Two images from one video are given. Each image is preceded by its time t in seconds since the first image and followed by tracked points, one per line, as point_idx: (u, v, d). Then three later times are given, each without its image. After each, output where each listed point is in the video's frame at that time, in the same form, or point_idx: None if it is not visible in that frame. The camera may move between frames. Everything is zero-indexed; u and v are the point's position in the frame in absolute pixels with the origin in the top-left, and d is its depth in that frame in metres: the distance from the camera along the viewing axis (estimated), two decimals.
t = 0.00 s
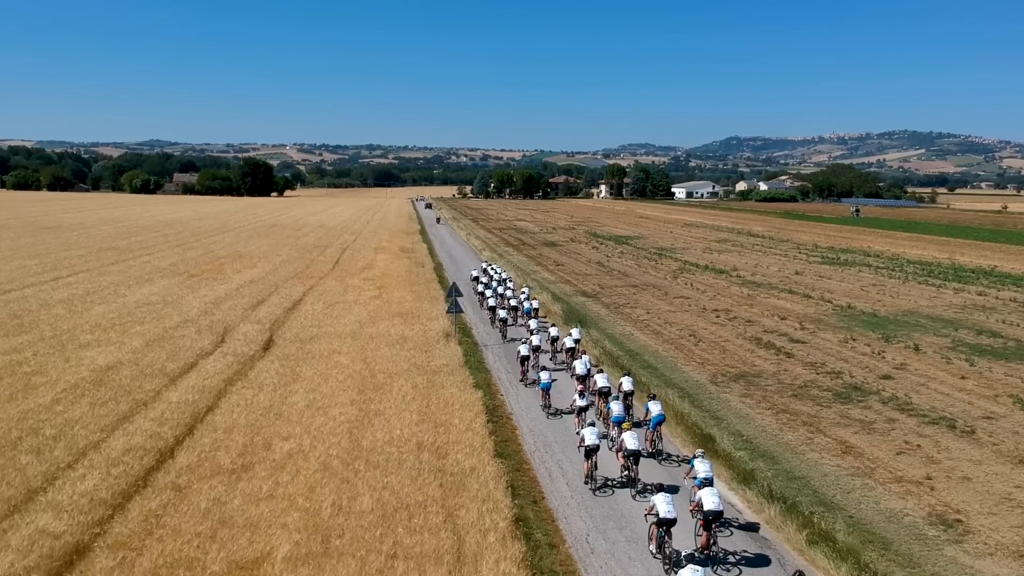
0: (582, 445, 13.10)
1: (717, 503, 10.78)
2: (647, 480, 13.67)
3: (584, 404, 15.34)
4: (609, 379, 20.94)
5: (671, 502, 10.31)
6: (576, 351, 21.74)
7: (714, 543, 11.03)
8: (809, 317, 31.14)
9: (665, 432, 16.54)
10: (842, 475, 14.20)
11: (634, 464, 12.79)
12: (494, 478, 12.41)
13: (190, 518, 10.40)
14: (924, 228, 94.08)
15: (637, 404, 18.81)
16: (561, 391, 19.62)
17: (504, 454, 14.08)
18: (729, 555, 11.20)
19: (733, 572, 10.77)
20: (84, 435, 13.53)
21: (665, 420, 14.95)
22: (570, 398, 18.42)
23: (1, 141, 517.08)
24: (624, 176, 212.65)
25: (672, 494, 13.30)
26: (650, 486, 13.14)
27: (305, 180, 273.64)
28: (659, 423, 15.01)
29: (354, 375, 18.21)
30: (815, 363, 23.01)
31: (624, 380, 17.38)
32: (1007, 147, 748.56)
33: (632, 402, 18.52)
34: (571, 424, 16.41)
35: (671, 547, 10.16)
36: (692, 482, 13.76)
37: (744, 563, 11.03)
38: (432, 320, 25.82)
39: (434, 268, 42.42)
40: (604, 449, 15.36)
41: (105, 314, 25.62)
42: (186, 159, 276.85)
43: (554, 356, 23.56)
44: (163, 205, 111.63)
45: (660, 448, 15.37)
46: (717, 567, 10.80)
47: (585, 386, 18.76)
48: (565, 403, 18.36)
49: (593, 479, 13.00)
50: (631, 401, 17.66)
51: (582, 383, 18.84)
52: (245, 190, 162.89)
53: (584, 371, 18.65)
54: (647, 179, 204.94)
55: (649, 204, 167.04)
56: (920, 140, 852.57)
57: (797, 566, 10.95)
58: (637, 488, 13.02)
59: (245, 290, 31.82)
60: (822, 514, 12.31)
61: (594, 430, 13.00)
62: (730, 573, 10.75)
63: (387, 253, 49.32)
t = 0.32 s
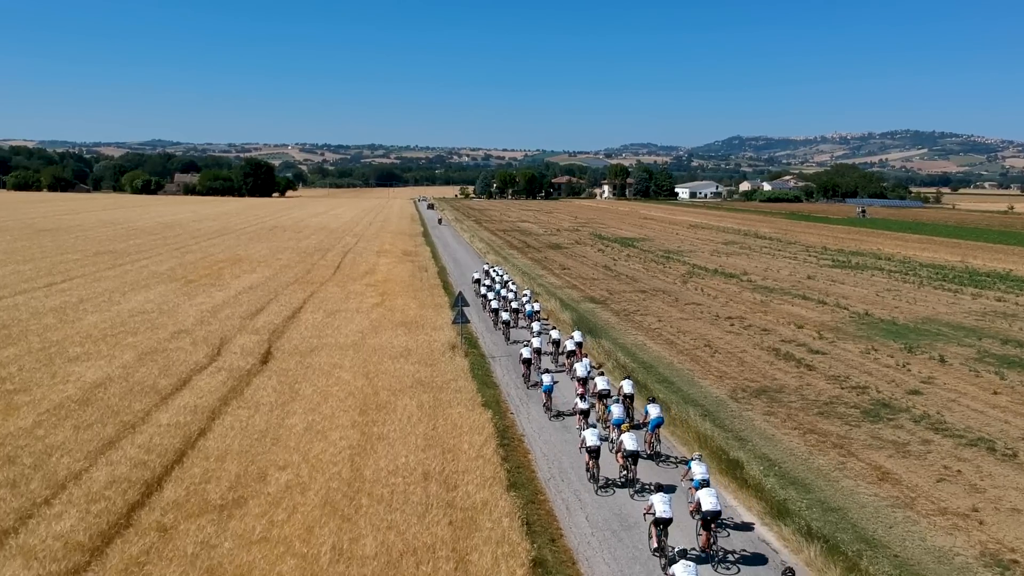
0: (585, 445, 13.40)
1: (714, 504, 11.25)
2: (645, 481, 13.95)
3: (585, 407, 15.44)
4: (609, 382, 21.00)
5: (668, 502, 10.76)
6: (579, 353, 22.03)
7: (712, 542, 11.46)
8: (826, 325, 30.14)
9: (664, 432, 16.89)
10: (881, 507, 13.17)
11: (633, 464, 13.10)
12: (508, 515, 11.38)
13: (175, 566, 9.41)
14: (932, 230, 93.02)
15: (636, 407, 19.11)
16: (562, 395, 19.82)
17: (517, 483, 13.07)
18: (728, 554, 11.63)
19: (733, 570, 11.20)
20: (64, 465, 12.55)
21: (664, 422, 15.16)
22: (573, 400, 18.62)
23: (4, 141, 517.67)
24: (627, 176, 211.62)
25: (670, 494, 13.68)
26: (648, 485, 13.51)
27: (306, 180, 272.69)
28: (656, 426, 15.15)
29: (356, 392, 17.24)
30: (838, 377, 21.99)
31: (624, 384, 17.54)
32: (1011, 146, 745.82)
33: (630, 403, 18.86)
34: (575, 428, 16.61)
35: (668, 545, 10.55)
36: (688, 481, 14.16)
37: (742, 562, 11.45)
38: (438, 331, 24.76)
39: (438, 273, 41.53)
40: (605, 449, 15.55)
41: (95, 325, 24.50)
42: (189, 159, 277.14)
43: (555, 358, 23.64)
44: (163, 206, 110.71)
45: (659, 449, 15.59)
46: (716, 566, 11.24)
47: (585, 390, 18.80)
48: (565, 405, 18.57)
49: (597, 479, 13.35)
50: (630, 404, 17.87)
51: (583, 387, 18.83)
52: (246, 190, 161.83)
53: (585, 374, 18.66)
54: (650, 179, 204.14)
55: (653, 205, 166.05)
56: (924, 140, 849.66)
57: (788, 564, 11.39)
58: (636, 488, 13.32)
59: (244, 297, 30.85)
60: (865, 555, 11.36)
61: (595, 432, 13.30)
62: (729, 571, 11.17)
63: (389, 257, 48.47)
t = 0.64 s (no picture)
0: (586, 446, 13.74)
1: (712, 503, 11.60)
2: (645, 480, 14.32)
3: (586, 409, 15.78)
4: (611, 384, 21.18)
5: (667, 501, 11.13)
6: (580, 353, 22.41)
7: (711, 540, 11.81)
8: (842, 333, 29.26)
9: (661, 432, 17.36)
10: (922, 539, 12.25)
11: (633, 464, 13.46)
12: (524, 553, 10.45)
13: None
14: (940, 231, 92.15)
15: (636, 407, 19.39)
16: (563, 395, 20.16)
17: (531, 514, 12.14)
18: (726, 552, 11.96)
19: (732, 568, 11.53)
20: (43, 495, 11.67)
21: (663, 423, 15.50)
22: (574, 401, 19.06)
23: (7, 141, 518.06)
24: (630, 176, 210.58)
25: (669, 494, 14.02)
26: (648, 484, 13.88)
27: (308, 180, 271.77)
28: (655, 427, 15.52)
29: (358, 409, 16.38)
30: (860, 390, 21.05)
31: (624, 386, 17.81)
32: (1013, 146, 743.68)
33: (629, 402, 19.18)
34: (576, 429, 16.90)
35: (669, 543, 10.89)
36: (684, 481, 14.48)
37: (741, 560, 11.79)
38: (444, 340, 23.79)
39: (441, 277, 40.74)
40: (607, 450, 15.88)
41: (83, 335, 23.41)
42: (190, 159, 276.64)
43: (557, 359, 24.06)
44: (162, 207, 109.89)
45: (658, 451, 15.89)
46: (716, 564, 11.58)
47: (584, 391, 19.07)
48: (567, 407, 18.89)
49: (596, 477, 13.71)
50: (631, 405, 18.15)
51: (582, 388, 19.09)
52: (247, 190, 161.01)
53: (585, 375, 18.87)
54: (653, 179, 203.21)
55: (657, 205, 165.05)
56: (927, 139, 847.20)
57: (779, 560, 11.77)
58: (635, 487, 13.68)
59: (242, 303, 29.97)
60: None
61: (595, 432, 13.65)
62: (729, 569, 11.51)
63: (392, 260, 47.68)
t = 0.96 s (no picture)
0: (587, 448, 14.15)
1: (710, 503, 11.89)
2: (644, 481, 14.74)
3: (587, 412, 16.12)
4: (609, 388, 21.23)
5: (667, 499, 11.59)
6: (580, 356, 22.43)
7: (709, 538, 12.16)
8: (862, 342, 28.28)
9: (663, 437, 17.54)
10: None
11: (634, 464, 13.89)
12: None
13: None
14: (949, 232, 91.05)
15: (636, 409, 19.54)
16: (565, 397, 20.35)
17: (548, 554, 11.15)
18: (721, 550, 12.26)
19: (727, 565, 11.82)
20: (16, 535, 10.68)
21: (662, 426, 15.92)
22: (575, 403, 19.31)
23: (9, 141, 517.98)
24: (633, 176, 209.59)
25: (668, 494, 14.39)
26: (648, 484, 14.28)
27: (309, 180, 270.83)
28: (656, 430, 15.91)
29: (361, 430, 15.45)
30: (887, 406, 20.08)
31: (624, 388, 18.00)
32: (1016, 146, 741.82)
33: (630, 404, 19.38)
34: (575, 430, 17.23)
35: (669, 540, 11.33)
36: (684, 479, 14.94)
37: (736, 557, 12.09)
38: (450, 352, 22.81)
39: (445, 282, 39.89)
40: (608, 450, 16.32)
41: (72, 348, 22.33)
42: (192, 159, 276.50)
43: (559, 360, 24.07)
44: (163, 207, 109.05)
45: (658, 452, 16.34)
46: (713, 560, 11.91)
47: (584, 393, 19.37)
48: (568, 408, 19.23)
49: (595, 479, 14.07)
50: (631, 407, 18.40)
51: (582, 389, 19.41)
52: (248, 190, 160.13)
53: (585, 378, 19.09)
54: (656, 179, 202.20)
55: (662, 205, 163.81)
56: (932, 139, 843.35)
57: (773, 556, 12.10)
58: (636, 487, 14.10)
59: (241, 311, 28.94)
60: None
61: (597, 435, 14.07)
62: (725, 566, 11.82)
63: (394, 264, 46.74)
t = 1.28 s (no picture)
0: (588, 449, 14.54)
1: (706, 504, 12.14)
2: (645, 480, 15.08)
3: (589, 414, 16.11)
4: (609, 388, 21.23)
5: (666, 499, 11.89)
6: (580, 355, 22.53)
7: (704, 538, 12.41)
8: (881, 351, 27.38)
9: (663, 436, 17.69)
10: None
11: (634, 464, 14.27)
12: None
13: None
14: (958, 234, 89.98)
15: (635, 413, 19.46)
16: (566, 400, 20.30)
17: None
18: (715, 549, 12.48)
19: (720, 564, 12.06)
20: None
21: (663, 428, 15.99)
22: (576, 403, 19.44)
23: (12, 141, 518.57)
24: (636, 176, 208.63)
25: (668, 492, 14.69)
26: (649, 484, 14.68)
27: (311, 180, 270.64)
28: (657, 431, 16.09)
29: (364, 453, 14.55)
30: (915, 423, 19.15)
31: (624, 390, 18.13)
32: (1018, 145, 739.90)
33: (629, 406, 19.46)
34: (576, 434, 17.42)
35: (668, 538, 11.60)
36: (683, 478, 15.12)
37: (730, 556, 12.32)
38: (455, 364, 21.87)
39: (448, 286, 39.16)
40: (609, 452, 16.49)
41: (61, 361, 21.33)
42: (193, 159, 276.04)
43: (562, 362, 24.03)
44: (163, 208, 108.33)
45: (658, 454, 16.41)
46: (706, 559, 12.19)
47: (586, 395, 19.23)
48: (571, 411, 19.32)
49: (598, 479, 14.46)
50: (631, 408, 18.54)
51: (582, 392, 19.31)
52: (250, 193, 159.88)
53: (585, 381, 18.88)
54: (659, 178, 201.35)
55: (666, 205, 162.40)
56: (935, 138, 841.49)
57: (767, 552, 12.38)
58: (637, 487, 14.47)
59: (239, 319, 28.05)
60: None
61: (598, 435, 14.44)
62: (717, 564, 12.08)
63: (397, 268, 45.88)
